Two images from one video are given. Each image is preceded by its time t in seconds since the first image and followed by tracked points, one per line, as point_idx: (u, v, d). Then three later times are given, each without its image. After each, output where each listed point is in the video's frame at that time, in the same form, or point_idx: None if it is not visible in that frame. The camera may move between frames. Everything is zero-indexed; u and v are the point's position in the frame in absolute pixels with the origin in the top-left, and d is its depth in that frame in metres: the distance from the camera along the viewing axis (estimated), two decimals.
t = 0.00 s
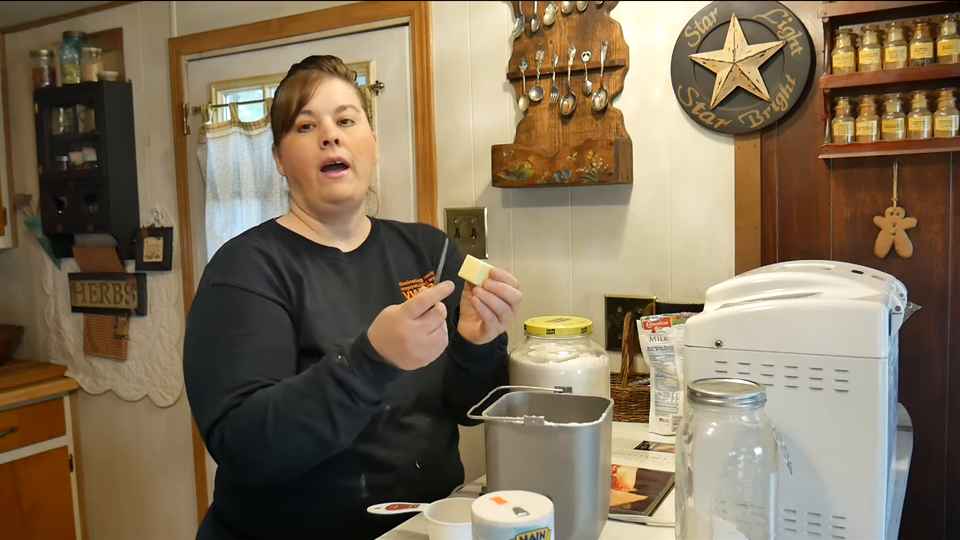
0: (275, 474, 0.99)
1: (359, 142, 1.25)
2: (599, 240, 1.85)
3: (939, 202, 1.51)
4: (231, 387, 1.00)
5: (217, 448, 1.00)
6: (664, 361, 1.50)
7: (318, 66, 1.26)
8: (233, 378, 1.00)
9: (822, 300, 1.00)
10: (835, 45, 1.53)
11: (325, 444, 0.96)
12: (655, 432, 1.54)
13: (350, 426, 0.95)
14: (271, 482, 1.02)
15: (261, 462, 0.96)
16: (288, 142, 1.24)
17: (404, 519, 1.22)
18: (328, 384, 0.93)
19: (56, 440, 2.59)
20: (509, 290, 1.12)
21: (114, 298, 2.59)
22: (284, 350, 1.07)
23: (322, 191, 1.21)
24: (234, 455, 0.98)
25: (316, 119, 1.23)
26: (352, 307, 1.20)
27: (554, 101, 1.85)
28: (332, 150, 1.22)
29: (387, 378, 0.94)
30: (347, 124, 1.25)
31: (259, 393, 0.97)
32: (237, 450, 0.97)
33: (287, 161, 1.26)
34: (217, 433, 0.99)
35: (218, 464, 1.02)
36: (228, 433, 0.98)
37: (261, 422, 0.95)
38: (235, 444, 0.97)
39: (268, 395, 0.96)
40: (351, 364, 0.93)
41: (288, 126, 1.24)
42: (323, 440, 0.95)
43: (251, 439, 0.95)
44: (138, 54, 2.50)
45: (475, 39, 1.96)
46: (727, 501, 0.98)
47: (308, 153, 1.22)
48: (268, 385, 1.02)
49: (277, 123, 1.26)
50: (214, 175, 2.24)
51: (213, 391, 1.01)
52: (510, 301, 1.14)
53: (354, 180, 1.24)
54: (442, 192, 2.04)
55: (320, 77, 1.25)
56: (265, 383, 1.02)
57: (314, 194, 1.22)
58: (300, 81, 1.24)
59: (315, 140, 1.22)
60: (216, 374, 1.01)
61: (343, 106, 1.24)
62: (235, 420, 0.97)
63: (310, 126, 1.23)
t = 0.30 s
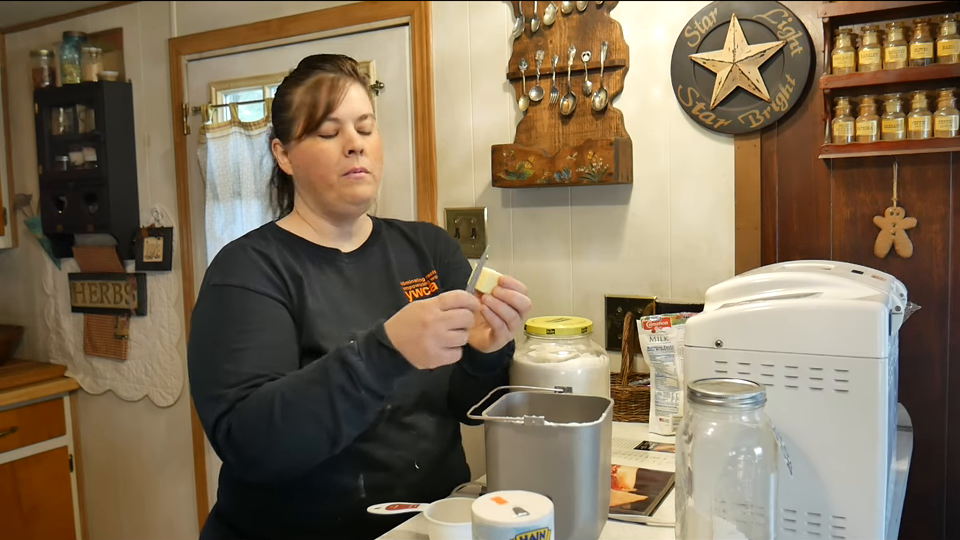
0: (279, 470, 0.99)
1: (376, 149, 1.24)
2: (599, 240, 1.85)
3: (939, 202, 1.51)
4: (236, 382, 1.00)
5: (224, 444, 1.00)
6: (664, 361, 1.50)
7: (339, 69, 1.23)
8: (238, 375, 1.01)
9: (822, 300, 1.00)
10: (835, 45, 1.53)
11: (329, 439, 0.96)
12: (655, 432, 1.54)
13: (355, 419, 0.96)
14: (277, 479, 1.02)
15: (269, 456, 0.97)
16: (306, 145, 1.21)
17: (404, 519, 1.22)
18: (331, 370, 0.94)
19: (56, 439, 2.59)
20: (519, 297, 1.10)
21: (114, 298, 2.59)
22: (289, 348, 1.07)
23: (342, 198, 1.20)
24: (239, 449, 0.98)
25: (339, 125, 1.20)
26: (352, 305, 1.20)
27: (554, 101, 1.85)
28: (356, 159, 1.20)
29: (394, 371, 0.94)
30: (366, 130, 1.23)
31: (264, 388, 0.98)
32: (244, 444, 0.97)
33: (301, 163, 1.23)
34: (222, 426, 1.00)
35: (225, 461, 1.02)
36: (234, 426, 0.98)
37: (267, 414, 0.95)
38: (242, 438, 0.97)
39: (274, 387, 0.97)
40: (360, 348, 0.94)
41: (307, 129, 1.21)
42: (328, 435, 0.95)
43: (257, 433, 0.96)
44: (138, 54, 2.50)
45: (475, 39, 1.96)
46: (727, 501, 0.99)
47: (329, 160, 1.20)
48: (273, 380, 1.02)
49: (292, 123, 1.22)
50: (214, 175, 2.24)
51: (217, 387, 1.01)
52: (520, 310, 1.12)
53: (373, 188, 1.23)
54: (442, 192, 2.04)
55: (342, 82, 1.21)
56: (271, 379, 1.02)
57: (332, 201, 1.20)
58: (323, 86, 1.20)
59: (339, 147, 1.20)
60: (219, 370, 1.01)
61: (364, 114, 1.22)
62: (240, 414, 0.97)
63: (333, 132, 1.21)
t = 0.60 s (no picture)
0: (293, 472, 0.98)
1: (376, 152, 1.25)
2: (599, 240, 1.85)
3: (939, 202, 1.51)
4: (244, 385, 1.00)
5: (234, 449, 0.99)
6: (664, 361, 1.50)
7: (345, 69, 1.23)
8: (245, 379, 1.00)
9: (822, 300, 1.00)
10: (835, 45, 1.53)
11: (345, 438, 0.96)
12: (655, 432, 1.54)
13: (370, 418, 0.96)
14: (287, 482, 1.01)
15: (283, 459, 0.96)
16: (310, 144, 1.20)
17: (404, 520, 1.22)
18: (348, 368, 0.95)
19: (56, 440, 2.58)
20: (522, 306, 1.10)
21: (114, 298, 2.59)
22: (294, 349, 1.07)
23: (342, 201, 1.20)
24: (252, 452, 0.97)
25: (345, 126, 1.20)
26: (351, 305, 1.21)
27: (554, 101, 1.85)
28: (360, 160, 1.20)
29: (410, 368, 0.95)
30: (368, 133, 1.24)
31: (276, 390, 0.97)
32: (257, 448, 0.96)
33: (302, 161, 1.21)
34: (233, 430, 0.98)
35: (233, 467, 1.01)
36: (245, 429, 0.97)
37: (282, 416, 0.95)
38: (255, 443, 0.96)
39: (288, 388, 0.97)
40: (376, 345, 0.95)
41: (312, 128, 1.19)
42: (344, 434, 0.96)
43: (272, 435, 0.95)
44: (138, 54, 2.50)
45: (475, 40, 1.96)
46: (727, 502, 0.98)
47: (333, 160, 1.19)
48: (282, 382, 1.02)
49: (296, 121, 1.21)
50: (214, 175, 2.24)
51: (225, 392, 1.00)
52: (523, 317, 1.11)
53: (371, 192, 1.23)
54: (443, 192, 2.04)
55: (350, 84, 1.22)
56: (279, 381, 1.02)
57: (331, 203, 1.20)
58: (331, 86, 1.20)
59: (344, 148, 1.19)
60: (226, 374, 1.00)
61: (368, 117, 1.23)
62: (253, 417, 0.97)
63: (339, 133, 1.20)
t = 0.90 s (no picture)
0: (291, 475, 0.98)
1: (373, 153, 1.25)
2: (599, 240, 1.85)
3: (939, 202, 1.51)
4: (242, 385, 0.99)
5: (231, 451, 0.98)
6: (664, 361, 1.50)
7: (344, 69, 1.23)
8: (242, 380, 1.00)
9: (822, 300, 1.00)
10: (835, 45, 1.53)
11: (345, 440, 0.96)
12: (655, 432, 1.54)
13: (370, 421, 0.96)
14: (285, 485, 1.01)
15: (282, 461, 0.96)
16: (307, 144, 1.19)
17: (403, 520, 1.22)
18: (351, 369, 0.95)
19: (56, 440, 2.59)
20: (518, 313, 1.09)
21: (114, 298, 2.59)
22: (290, 349, 1.07)
23: (338, 202, 1.20)
24: (250, 453, 0.97)
25: (342, 127, 1.20)
26: (346, 306, 1.21)
27: (554, 101, 1.85)
28: (357, 162, 1.20)
29: (413, 373, 0.96)
30: (365, 134, 1.24)
31: (275, 390, 0.97)
32: (256, 449, 0.96)
33: (298, 160, 1.21)
34: (231, 432, 0.98)
35: (228, 469, 1.01)
36: (244, 430, 0.97)
37: (283, 417, 0.94)
38: (254, 444, 0.96)
39: (289, 389, 0.96)
40: (380, 347, 0.96)
41: (309, 127, 1.19)
42: (345, 436, 0.96)
43: (272, 436, 0.95)
44: (138, 54, 2.50)
45: (475, 40, 1.96)
46: (727, 502, 0.98)
47: (329, 160, 1.19)
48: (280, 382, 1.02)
49: (294, 120, 1.20)
50: (214, 175, 2.24)
51: (223, 392, 0.99)
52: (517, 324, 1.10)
53: (368, 194, 1.23)
54: (443, 192, 2.04)
55: (349, 84, 1.21)
56: (277, 381, 1.02)
57: (327, 203, 1.20)
58: (331, 86, 1.20)
59: (340, 149, 1.19)
60: (223, 374, 1.00)
61: (366, 118, 1.23)
62: (253, 417, 0.96)
63: (336, 133, 1.20)
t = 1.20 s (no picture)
0: (286, 478, 0.98)
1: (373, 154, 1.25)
2: (599, 240, 1.85)
3: (939, 202, 1.51)
4: (239, 387, 0.99)
5: (226, 453, 0.98)
6: (664, 361, 1.50)
7: (346, 69, 1.23)
8: (238, 381, 0.99)
9: (822, 300, 1.00)
10: (835, 45, 1.53)
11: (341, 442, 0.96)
12: (655, 432, 1.54)
13: (368, 424, 0.96)
14: (279, 488, 1.01)
15: (279, 464, 0.96)
16: (308, 143, 1.19)
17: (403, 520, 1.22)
18: (351, 371, 0.95)
19: (55, 440, 2.58)
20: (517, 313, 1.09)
21: (114, 298, 2.59)
22: (287, 351, 1.07)
23: (339, 202, 1.20)
24: (245, 456, 0.96)
25: (343, 128, 1.20)
26: (344, 308, 1.21)
27: (554, 101, 1.85)
28: (357, 163, 1.21)
29: (412, 376, 0.96)
30: (366, 136, 1.24)
31: (273, 392, 0.97)
32: (252, 452, 0.96)
33: (298, 160, 1.20)
34: (226, 434, 0.97)
35: (222, 472, 1.00)
36: (240, 432, 0.96)
37: (281, 419, 0.94)
38: (251, 446, 0.95)
39: (287, 390, 0.96)
40: (381, 350, 0.96)
41: (311, 127, 1.19)
42: (342, 438, 0.96)
43: (269, 438, 0.95)
44: (138, 54, 2.50)
45: (475, 39, 1.96)
46: (727, 501, 0.98)
47: (330, 161, 1.19)
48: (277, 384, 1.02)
49: (294, 118, 1.20)
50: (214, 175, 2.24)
51: (219, 393, 0.99)
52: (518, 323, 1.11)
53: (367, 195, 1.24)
54: (443, 192, 2.04)
55: (351, 84, 1.21)
56: (273, 383, 1.02)
57: (327, 204, 1.20)
58: (333, 85, 1.19)
59: (341, 150, 1.19)
60: (219, 375, 1.00)
61: (366, 119, 1.23)
62: (251, 419, 0.96)
63: (337, 134, 1.20)
